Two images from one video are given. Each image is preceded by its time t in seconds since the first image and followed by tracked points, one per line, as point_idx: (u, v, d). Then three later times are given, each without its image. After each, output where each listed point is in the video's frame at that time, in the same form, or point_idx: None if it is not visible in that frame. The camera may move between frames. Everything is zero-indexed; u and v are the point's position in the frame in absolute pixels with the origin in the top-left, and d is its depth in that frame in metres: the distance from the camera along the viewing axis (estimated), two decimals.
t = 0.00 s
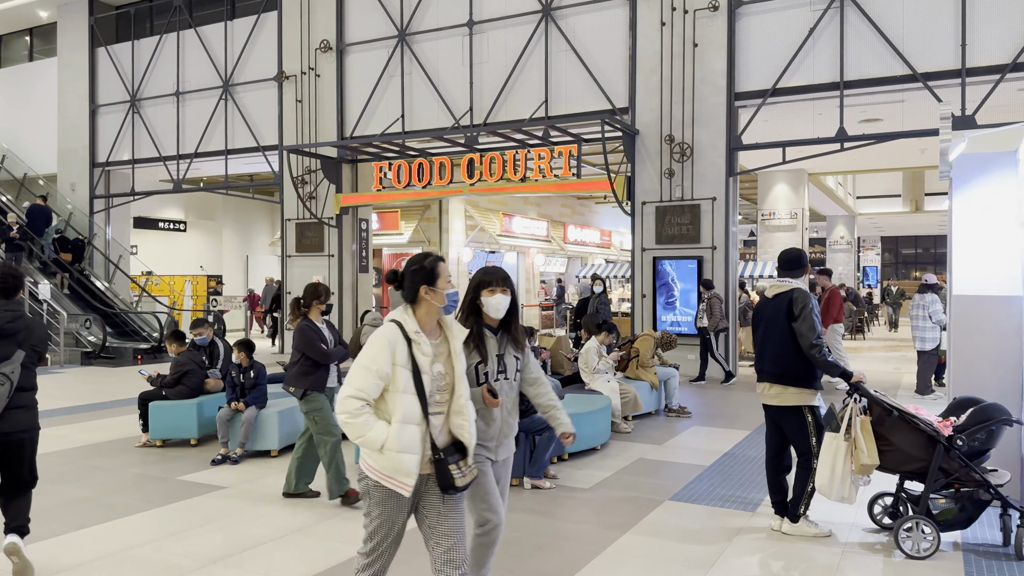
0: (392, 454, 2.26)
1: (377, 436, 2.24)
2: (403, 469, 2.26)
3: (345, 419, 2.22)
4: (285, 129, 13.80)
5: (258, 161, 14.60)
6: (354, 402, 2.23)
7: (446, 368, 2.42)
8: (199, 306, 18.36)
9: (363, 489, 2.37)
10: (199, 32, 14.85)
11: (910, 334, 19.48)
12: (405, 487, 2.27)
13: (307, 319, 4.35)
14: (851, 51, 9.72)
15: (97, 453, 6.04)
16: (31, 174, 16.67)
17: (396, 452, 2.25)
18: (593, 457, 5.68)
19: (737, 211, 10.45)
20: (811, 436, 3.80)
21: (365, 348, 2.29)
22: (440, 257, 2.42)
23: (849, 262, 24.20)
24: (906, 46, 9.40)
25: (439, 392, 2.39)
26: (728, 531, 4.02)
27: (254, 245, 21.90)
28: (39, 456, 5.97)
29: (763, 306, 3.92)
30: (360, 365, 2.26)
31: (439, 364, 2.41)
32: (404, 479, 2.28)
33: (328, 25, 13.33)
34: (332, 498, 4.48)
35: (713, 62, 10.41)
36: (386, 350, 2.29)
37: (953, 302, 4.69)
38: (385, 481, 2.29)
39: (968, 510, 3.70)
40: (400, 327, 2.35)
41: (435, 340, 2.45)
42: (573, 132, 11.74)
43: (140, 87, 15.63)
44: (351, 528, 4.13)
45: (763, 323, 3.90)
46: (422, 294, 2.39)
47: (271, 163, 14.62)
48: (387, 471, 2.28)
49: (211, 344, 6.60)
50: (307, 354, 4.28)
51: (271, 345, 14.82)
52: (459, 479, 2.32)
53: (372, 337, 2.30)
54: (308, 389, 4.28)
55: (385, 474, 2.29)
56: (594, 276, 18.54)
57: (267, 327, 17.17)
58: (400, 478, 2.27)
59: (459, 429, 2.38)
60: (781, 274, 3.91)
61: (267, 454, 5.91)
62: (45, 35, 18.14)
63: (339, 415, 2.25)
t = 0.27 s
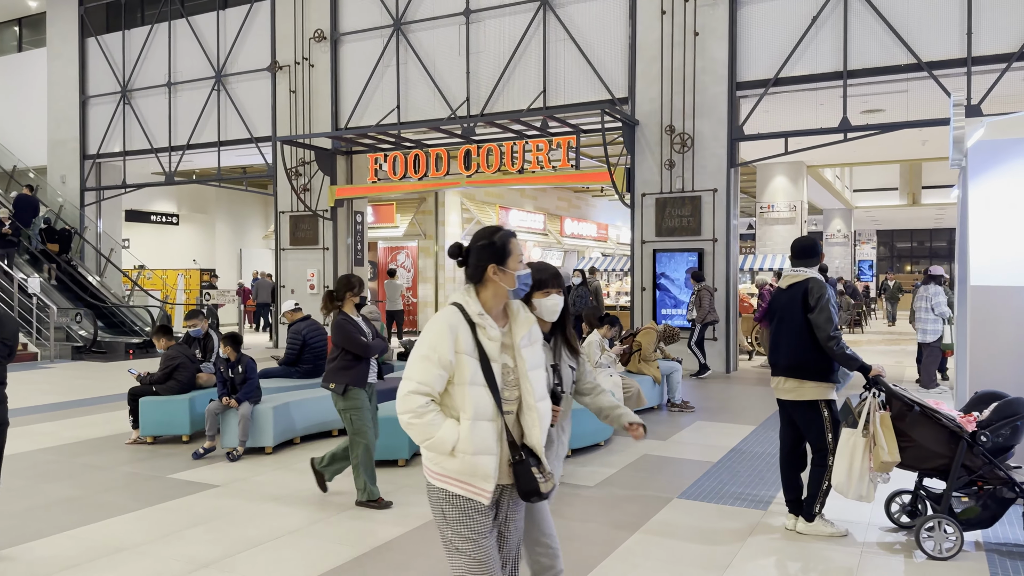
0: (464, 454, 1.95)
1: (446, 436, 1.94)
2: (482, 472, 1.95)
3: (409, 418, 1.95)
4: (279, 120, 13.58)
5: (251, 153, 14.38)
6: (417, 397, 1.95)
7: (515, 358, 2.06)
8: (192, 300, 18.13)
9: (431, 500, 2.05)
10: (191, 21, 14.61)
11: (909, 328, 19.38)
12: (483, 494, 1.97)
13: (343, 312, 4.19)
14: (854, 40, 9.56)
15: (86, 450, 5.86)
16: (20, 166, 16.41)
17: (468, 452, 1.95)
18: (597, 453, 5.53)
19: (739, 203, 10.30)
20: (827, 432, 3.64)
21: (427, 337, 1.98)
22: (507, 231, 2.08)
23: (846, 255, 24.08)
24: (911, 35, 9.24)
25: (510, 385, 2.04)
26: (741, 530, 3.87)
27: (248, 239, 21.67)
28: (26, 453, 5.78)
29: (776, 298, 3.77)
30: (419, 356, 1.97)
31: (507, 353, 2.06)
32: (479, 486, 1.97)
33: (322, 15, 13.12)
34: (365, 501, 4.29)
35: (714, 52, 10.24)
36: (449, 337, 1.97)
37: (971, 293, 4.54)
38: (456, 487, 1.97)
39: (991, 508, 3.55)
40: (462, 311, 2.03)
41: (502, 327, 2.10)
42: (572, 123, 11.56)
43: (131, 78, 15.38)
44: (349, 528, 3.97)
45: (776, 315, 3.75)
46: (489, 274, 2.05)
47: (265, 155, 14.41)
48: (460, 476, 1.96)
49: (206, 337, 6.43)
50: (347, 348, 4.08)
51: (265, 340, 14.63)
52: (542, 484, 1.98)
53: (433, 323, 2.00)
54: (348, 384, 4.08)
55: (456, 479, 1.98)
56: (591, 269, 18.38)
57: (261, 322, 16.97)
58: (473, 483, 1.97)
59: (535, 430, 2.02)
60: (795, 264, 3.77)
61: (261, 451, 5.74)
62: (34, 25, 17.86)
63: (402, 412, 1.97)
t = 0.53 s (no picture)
0: (549, 506, 1.64)
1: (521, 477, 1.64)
2: (567, 524, 1.64)
3: (477, 455, 1.66)
4: (275, 115, 13.39)
5: (247, 148, 14.19)
6: (485, 429, 1.66)
7: (608, 389, 1.75)
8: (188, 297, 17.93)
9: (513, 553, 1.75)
10: (186, 14, 14.39)
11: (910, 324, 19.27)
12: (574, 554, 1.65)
13: (385, 309, 4.01)
14: (861, 32, 9.40)
15: (77, 453, 5.68)
16: (13, 162, 16.18)
17: (554, 502, 1.63)
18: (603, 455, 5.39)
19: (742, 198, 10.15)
20: (849, 434, 3.47)
21: (502, 359, 1.69)
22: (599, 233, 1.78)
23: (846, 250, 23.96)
24: (919, 27, 9.09)
25: (600, 422, 1.73)
26: (757, 538, 3.71)
27: (244, 235, 21.46)
28: (15, 456, 5.60)
29: (798, 295, 3.61)
30: (493, 382, 1.68)
31: (596, 383, 1.74)
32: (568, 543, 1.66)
33: (319, 7, 12.91)
34: (426, 505, 4.18)
35: (718, 44, 10.08)
36: (527, 359, 1.67)
37: (993, 290, 4.39)
38: (538, 541, 1.67)
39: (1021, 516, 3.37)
40: (545, 329, 1.73)
41: (592, 350, 1.80)
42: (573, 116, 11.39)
43: (125, 72, 15.16)
44: (348, 536, 3.81)
45: (797, 313, 3.59)
46: (577, 285, 1.76)
47: (261, 150, 14.21)
48: (541, 528, 1.66)
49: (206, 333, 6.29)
50: (391, 345, 3.93)
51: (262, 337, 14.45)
52: (617, 552, 1.69)
53: (510, 342, 1.71)
54: (391, 385, 3.93)
55: (540, 534, 1.67)
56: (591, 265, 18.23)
57: (257, 318, 16.79)
58: (558, 537, 1.66)
59: (627, 481, 1.69)
60: (816, 260, 3.62)
61: (258, 453, 5.58)
62: (26, 18, 17.60)
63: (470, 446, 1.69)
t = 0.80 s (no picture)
0: (726, 532, 1.36)
1: (699, 499, 1.34)
2: (740, 552, 1.37)
3: (638, 475, 1.34)
4: (275, 110, 13.25)
5: (247, 143, 14.05)
6: (649, 440, 1.34)
7: (766, 390, 1.50)
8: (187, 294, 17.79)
9: None
10: (184, 7, 14.23)
11: (914, 321, 19.16)
12: None
13: (437, 305, 3.89)
14: (870, 25, 9.27)
15: (77, 452, 5.56)
16: (10, 158, 16.02)
17: (732, 528, 1.35)
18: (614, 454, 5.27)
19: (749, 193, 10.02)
20: (877, 433, 3.38)
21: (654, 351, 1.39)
22: (740, 199, 1.53)
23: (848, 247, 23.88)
24: (929, 19, 8.96)
25: (760, 431, 1.49)
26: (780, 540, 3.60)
27: (243, 231, 21.31)
28: (14, 455, 5.47)
29: (826, 289, 3.48)
30: (647, 378, 1.37)
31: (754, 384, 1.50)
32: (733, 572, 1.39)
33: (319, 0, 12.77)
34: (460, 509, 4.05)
35: (725, 37, 9.96)
36: (687, 350, 1.38)
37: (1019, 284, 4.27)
38: None
39: None
40: (697, 314, 1.45)
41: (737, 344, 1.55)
42: (577, 110, 11.26)
43: (123, 66, 15.01)
44: (357, 539, 3.69)
45: (826, 307, 3.46)
46: (708, 262, 1.52)
47: (261, 145, 14.07)
48: (712, 561, 1.37)
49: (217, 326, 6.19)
50: (449, 341, 3.85)
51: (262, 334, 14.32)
52: None
53: (660, 329, 1.41)
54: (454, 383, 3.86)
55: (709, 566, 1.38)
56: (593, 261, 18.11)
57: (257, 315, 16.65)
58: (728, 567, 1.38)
59: (794, 501, 1.45)
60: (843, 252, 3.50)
61: (262, 452, 5.46)
62: (23, 13, 17.42)
63: (626, 460, 1.36)
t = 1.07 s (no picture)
0: None
1: None
2: None
3: (909, 568, 1.03)
4: (275, 106, 13.10)
5: (247, 140, 13.90)
6: (923, 522, 1.03)
7: None
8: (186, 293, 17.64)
9: None
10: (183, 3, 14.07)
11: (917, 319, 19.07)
12: None
13: (494, 305, 3.77)
14: (880, 19, 9.15)
15: (78, 455, 5.42)
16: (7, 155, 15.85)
17: None
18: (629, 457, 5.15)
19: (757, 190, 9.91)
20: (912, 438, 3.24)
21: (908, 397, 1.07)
22: (977, 187, 1.19)
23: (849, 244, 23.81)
24: (941, 14, 8.83)
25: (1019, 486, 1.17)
26: (809, 548, 3.48)
27: (243, 229, 21.16)
28: (13, 459, 5.33)
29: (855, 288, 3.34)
30: (908, 435, 1.05)
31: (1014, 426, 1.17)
32: None
33: None
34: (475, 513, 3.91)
35: (732, 33, 9.83)
36: (951, 395, 1.06)
37: None
38: None
39: None
40: (947, 339, 1.11)
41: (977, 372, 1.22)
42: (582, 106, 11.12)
43: (121, 63, 14.85)
44: (371, 548, 3.56)
45: (855, 308, 3.33)
46: (933, 269, 1.21)
47: (261, 143, 13.92)
48: None
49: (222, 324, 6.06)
50: (508, 343, 3.70)
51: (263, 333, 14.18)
52: None
53: (918, 368, 1.07)
54: (512, 385, 3.68)
55: None
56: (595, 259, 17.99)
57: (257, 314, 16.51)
58: None
59: None
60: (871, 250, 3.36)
61: (267, 455, 5.33)
62: (20, 9, 17.23)
63: (887, 546, 1.04)
